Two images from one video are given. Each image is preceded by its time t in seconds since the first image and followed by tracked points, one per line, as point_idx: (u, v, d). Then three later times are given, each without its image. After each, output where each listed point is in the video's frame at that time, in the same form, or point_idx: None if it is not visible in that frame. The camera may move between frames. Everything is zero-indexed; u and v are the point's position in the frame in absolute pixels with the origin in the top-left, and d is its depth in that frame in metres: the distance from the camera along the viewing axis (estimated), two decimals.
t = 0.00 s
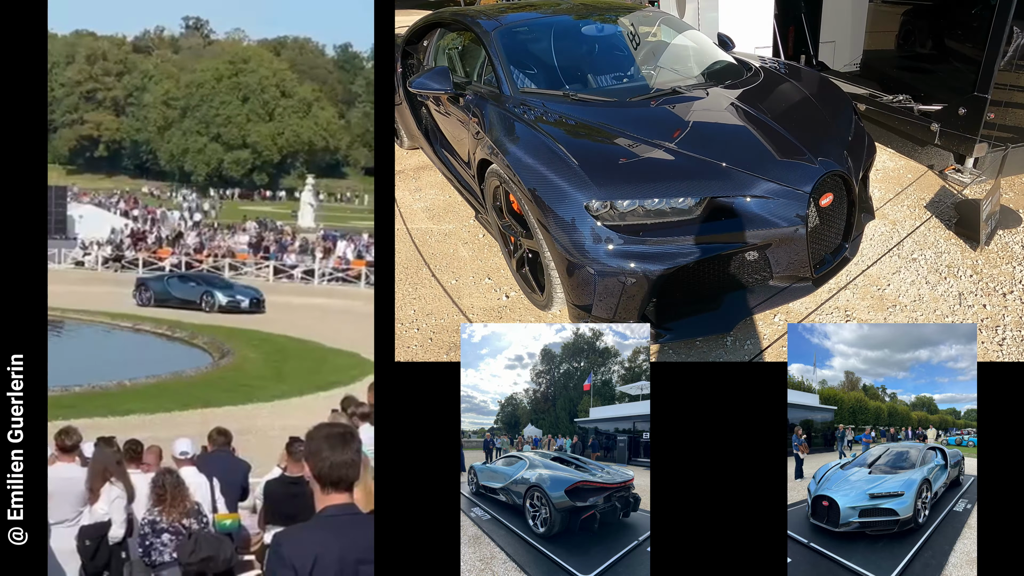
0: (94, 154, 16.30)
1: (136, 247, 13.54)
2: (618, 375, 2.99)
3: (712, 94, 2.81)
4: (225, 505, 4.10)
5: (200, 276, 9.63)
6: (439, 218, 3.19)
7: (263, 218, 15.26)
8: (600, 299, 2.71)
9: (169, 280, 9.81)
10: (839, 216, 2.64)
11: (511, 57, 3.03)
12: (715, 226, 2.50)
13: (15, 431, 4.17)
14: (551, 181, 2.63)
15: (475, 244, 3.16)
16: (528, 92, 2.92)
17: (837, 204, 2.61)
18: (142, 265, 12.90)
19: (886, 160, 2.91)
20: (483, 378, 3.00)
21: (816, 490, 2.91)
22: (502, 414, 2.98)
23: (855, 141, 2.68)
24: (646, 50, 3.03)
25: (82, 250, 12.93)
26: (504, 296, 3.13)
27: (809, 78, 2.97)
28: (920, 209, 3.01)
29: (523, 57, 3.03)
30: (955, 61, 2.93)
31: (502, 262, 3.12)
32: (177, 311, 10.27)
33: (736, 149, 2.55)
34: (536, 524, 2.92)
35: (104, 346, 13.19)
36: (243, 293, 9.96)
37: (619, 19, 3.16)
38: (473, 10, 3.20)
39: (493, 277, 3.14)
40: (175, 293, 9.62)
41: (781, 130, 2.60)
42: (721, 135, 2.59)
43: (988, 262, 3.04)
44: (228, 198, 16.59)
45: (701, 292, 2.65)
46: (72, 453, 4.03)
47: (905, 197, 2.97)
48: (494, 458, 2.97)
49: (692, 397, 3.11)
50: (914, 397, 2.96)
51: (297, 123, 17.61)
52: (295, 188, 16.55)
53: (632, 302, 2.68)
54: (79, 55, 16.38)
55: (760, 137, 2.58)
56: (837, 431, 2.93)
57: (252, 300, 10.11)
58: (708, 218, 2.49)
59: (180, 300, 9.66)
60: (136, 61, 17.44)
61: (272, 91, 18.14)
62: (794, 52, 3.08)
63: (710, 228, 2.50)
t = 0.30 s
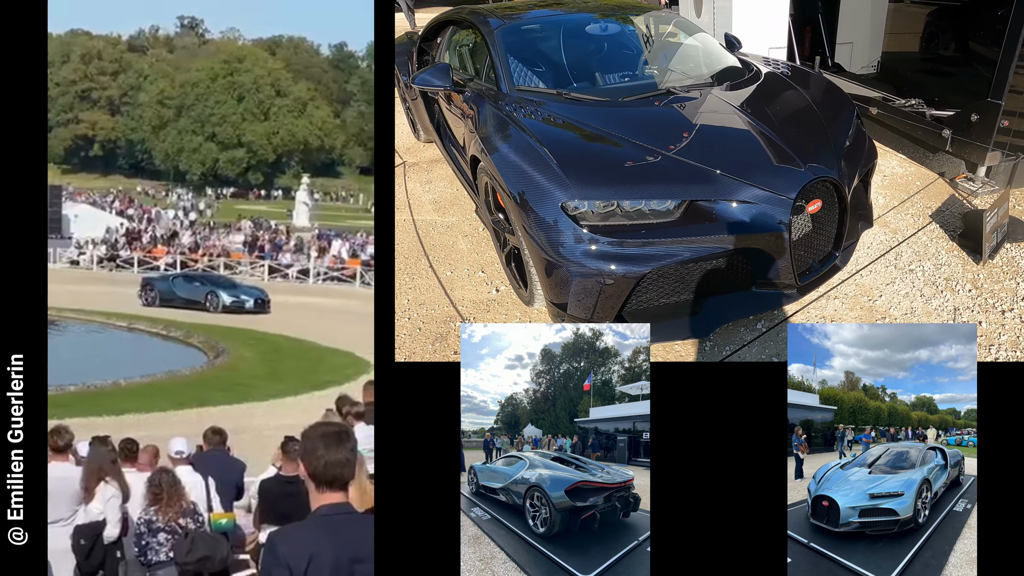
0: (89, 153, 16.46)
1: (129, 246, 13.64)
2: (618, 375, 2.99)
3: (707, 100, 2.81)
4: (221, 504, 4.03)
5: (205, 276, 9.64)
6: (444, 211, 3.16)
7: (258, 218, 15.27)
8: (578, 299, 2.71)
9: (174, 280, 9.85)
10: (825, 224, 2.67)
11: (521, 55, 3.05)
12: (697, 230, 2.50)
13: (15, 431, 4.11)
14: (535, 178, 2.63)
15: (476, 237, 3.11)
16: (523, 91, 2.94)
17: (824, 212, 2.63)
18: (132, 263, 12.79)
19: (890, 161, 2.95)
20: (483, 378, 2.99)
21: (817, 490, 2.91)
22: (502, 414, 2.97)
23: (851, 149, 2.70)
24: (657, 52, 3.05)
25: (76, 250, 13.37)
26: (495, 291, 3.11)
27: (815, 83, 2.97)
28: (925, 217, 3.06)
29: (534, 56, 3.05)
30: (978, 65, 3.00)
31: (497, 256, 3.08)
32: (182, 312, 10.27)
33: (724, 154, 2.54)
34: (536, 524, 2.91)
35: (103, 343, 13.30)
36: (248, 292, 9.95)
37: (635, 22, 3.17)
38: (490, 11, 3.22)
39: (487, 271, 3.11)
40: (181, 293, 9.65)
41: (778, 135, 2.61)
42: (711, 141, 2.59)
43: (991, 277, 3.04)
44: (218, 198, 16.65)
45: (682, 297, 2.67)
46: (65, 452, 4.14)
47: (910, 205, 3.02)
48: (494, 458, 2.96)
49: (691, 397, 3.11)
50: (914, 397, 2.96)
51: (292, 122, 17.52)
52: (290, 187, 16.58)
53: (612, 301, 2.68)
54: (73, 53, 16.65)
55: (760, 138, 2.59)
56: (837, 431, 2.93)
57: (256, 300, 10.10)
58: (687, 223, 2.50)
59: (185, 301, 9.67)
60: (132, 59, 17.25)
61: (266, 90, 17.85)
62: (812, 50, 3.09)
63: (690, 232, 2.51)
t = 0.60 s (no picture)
0: (81, 154, 16.27)
1: (121, 245, 13.10)
2: (618, 375, 3.00)
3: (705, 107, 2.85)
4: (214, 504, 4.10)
5: (207, 277, 9.69)
6: (457, 203, 3.36)
7: (249, 217, 15.19)
8: (562, 295, 2.71)
9: (178, 281, 9.86)
10: (813, 229, 2.65)
11: (537, 55, 3.25)
12: (678, 232, 2.51)
13: (15, 431, 4.09)
14: (527, 177, 2.68)
15: (477, 228, 3.30)
16: (525, 90, 3.13)
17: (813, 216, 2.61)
18: (125, 263, 12.70)
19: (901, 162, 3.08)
20: (483, 378, 3.00)
21: (816, 490, 2.90)
22: (502, 414, 2.98)
23: (849, 154, 2.73)
24: (674, 55, 3.23)
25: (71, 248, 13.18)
26: (494, 281, 3.26)
27: (823, 91, 3.06)
28: (929, 225, 3.12)
29: (549, 56, 3.24)
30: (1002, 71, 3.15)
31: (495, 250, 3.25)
32: (184, 313, 10.21)
33: (713, 159, 2.57)
34: (536, 524, 2.91)
35: (96, 342, 13.33)
36: (251, 293, 10.01)
37: (648, 23, 3.36)
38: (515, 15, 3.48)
39: (487, 263, 3.28)
40: (184, 295, 9.66)
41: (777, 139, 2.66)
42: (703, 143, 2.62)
43: (990, 293, 3.06)
44: (211, 197, 16.89)
45: (663, 299, 2.67)
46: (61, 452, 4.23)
47: (917, 214, 3.10)
48: (494, 458, 2.96)
49: (690, 396, 3.12)
50: (914, 397, 2.96)
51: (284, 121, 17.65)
52: (285, 185, 16.94)
53: (594, 300, 2.69)
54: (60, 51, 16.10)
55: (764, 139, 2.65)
56: (838, 431, 2.92)
57: (258, 300, 10.14)
58: (667, 224, 2.51)
59: (188, 303, 9.70)
60: (125, 59, 17.21)
61: (261, 89, 18.10)
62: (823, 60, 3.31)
63: (670, 234, 2.52)
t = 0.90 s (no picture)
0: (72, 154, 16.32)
1: (115, 245, 13.40)
2: (618, 375, 2.99)
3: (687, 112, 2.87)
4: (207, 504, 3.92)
5: (208, 277, 9.67)
6: (456, 199, 3.86)
7: (239, 218, 15.69)
8: (541, 294, 2.70)
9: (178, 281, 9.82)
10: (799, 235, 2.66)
11: (538, 56, 3.29)
12: (657, 234, 2.52)
13: (15, 431, 4.06)
14: (509, 176, 2.71)
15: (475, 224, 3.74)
16: (520, 90, 3.16)
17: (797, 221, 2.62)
18: (117, 263, 13.00)
19: (898, 173, 4.01)
20: (483, 378, 2.99)
21: (817, 490, 2.90)
22: (502, 414, 2.96)
23: (840, 158, 2.76)
24: (680, 53, 3.31)
25: (61, 252, 13.57)
26: (483, 278, 3.56)
27: (821, 96, 3.11)
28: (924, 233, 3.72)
29: (551, 56, 3.28)
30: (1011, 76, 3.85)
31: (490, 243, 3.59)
32: (183, 313, 10.16)
33: (693, 162, 2.58)
34: (536, 524, 2.90)
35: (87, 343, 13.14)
36: (252, 294, 10.03)
37: (654, 25, 3.45)
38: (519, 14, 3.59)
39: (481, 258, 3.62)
40: (184, 295, 9.61)
41: (770, 140, 2.68)
42: (685, 147, 2.64)
43: (982, 302, 3.48)
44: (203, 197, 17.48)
45: (646, 300, 2.64)
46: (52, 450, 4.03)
47: (915, 219, 3.80)
48: (494, 458, 2.95)
49: (689, 395, 3.21)
50: (914, 397, 2.96)
51: (276, 122, 18.44)
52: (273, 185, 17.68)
53: (572, 301, 2.68)
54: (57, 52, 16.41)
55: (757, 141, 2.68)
56: (838, 431, 2.92)
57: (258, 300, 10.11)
58: (648, 225, 2.52)
59: (188, 303, 9.64)
60: (116, 59, 17.35)
61: (251, 89, 19.25)
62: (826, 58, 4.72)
63: (650, 235, 2.52)
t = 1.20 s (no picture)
0: (62, 152, 17.29)
1: (103, 245, 13.59)
2: (618, 375, 3.00)
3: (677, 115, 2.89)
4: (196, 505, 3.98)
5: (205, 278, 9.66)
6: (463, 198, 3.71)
7: (228, 217, 15.91)
8: (526, 298, 2.74)
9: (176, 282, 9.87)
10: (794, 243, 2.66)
11: (547, 56, 3.34)
12: (645, 238, 2.54)
13: (15, 431, 4.12)
14: (498, 175, 2.73)
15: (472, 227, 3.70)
16: (520, 89, 3.21)
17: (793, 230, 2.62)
18: (105, 263, 12.99)
19: (912, 180, 3.83)
20: (483, 378, 3.00)
21: (816, 490, 2.90)
22: (502, 414, 2.97)
23: (842, 164, 2.75)
24: (693, 55, 3.35)
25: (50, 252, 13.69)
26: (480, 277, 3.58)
27: (830, 100, 3.12)
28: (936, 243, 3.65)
29: (560, 56, 3.33)
30: None
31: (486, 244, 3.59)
32: (183, 314, 10.25)
33: (679, 166, 2.59)
34: (536, 524, 2.91)
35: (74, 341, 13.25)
36: (249, 295, 9.88)
37: (670, 26, 3.47)
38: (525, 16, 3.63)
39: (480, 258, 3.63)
40: (181, 296, 9.67)
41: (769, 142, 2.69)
42: (670, 149, 2.65)
43: (992, 322, 3.47)
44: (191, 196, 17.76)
45: (633, 305, 2.70)
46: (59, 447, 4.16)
47: (926, 229, 3.68)
48: (494, 458, 2.96)
49: (690, 394, 3.18)
50: (914, 397, 2.96)
51: (265, 121, 18.72)
52: (262, 184, 17.85)
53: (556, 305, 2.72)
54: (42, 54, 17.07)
55: (760, 141, 2.69)
56: (837, 431, 2.92)
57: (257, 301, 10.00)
58: (635, 231, 2.54)
59: (186, 304, 9.68)
60: (104, 58, 17.92)
61: (241, 90, 19.43)
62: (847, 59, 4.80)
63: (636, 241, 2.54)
